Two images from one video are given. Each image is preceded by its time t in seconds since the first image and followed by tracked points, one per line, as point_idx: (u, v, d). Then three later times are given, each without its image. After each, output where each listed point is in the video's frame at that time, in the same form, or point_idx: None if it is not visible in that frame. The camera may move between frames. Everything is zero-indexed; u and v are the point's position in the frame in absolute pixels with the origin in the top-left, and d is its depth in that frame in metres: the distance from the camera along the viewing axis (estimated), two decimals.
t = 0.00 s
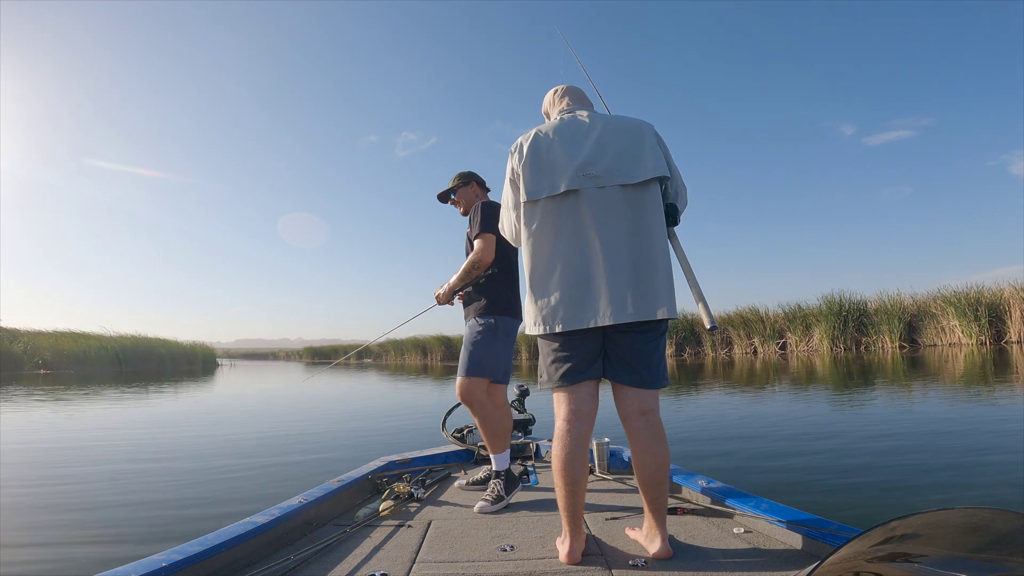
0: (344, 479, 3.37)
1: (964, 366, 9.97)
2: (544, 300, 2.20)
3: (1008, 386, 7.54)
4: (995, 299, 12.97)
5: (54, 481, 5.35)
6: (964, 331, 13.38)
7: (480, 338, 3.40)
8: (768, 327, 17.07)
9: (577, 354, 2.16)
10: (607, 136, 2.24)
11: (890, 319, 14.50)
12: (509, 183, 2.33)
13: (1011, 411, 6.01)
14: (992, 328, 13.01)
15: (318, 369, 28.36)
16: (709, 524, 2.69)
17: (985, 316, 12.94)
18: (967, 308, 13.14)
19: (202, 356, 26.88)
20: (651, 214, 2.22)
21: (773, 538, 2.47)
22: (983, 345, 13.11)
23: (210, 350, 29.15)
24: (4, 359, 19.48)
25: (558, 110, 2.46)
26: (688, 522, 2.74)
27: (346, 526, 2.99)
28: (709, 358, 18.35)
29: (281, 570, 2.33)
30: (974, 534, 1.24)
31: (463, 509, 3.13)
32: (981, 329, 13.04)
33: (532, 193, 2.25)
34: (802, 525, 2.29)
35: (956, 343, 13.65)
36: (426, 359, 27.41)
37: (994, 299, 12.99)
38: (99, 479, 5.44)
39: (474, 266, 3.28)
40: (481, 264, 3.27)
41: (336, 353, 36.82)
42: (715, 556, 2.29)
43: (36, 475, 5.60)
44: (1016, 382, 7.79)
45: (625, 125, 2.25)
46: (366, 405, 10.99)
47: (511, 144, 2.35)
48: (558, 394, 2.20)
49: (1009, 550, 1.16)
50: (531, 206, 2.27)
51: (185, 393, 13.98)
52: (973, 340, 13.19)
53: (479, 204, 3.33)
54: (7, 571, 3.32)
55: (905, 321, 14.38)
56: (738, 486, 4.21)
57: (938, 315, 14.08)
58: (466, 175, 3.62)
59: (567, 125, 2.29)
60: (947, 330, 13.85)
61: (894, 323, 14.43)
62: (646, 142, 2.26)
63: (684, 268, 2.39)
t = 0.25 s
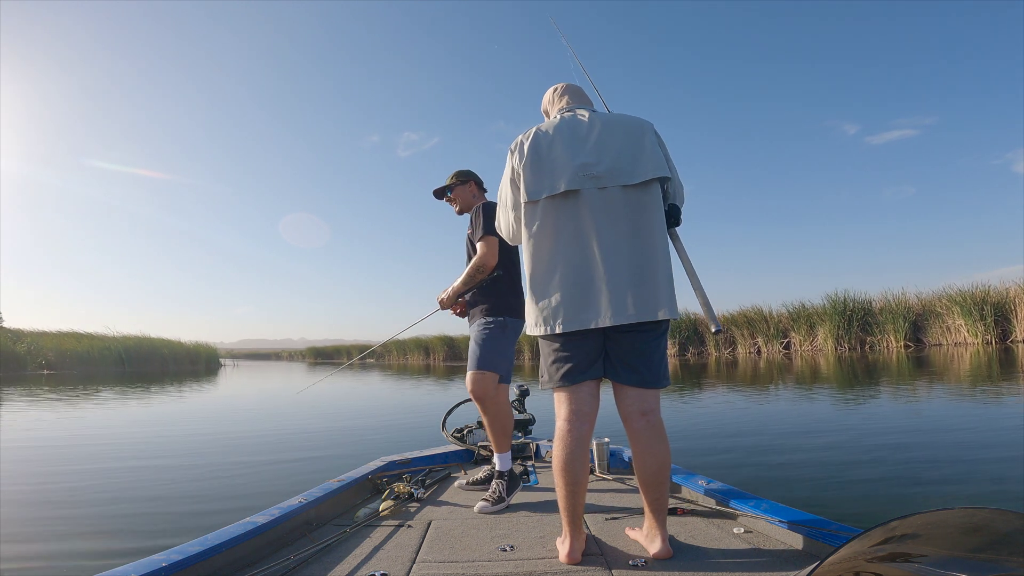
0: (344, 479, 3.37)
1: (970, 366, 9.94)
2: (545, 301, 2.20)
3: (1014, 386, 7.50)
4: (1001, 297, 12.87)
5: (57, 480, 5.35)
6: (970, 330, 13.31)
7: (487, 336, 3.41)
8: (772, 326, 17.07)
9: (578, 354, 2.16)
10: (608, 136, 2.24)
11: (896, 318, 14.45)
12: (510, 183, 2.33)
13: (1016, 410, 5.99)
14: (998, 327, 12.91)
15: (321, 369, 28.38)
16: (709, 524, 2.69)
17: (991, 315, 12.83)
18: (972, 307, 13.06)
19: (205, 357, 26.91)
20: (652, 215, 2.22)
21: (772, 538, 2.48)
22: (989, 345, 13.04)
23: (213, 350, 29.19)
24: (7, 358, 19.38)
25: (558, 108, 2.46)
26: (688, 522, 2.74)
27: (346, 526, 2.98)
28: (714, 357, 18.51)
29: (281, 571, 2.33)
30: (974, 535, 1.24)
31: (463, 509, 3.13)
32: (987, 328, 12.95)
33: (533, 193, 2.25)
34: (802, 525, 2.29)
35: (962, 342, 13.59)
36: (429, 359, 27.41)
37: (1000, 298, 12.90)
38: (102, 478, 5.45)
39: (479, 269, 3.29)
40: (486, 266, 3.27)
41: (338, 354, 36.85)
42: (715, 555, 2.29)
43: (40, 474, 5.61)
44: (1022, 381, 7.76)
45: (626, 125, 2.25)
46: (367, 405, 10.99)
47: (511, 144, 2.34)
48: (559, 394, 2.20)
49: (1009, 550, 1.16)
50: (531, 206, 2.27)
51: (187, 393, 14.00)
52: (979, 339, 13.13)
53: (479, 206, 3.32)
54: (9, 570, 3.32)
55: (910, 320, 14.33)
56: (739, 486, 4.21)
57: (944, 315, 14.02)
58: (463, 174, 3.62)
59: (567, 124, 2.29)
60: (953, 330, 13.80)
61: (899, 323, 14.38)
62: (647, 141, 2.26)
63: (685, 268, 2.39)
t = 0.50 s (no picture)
0: (344, 479, 3.37)
1: (976, 366, 9.89)
2: (545, 301, 2.20)
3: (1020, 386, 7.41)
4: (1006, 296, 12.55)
5: (60, 479, 5.37)
6: (976, 329, 13.09)
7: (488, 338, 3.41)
8: (775, 326, 17.09)
9: (578, 354, 2.16)
10: (609, 136, 2.24)
11: (900, 317, 14.36)
12: (511, 183, 2.33)
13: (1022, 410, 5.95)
14: (1003, 326, 12.62)
15: (324, 369, 28.42)
16: (709, 524, 2.69)
17: (996, 315, 12.54)
18: (977, 307, 12.84)
19: (209, 357, 26.97)
20: (654, 215, 2.22)
21: (773, 538, 2.47)
22: (994, 344, 12.72)
23: (217, 350, 29.25)
24: (11, 358, 19.49)
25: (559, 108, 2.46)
26: (688, 522, 2.74)
27: (346, 526, 2.98)
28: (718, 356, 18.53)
29: (281, 571, 2.33)
30: (974, 534, 1.24)
31: (463, 509, 3.13)
32: (992, 327, 12.68)
33: (534, 193, 2.24)
34: (802, 525, 2.29)
35: (967, 342, 13.43)
36: (431, 359, 27.39)
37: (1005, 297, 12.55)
38: (105, 477, 5.47)
39: (479, 270, 3.28)
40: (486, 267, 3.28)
41: (341, 354, 36.90)
42: (715, 555, 2.29)
43: (45, 472, 5.64)
44: None
45: (628, 124, 2.25)
46: (369, 404, 11.00)
47: (512, 143, 2.34)
48: (559, 394, 2.20)
49: (1010, 550, 1.15)
50: (532, 205, 2.26)
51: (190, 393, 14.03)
52: (984, 339, 12.88)
53: (478, 207, 3.32)
54: (11, 568, 3.34)
55: (915, 320, 14.24)
56: (740, 486, 4.21)
57: (948, 314, 13.88)
58: (461, 174, 3.62)
59: (568, 124, 2.29)
60: (958, 329, 13.67)
61: (904, 322, 14.30)
62: (648, 142, 2.26)
63: (686, 268, 2.39)
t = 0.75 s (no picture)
0: (344, 479, 3.37)
1: (981, 366, 9.84)
2: (545, 299, 2.20)
3: None
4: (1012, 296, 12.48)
5: (63, 478, 5.39)
6: (981, 329, 13.00)
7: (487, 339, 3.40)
8: (779, 326, 17.11)
9: (578, 354, 2.16)
10: (611, 135, 2.24)
11: (905, 317, 14.26)
12: (512, 181, 2.33)
13: None
14: (1009, 327, 12.54)
15: (327, 369, 28.49)
16: (709, 524, 2.69)
17: (1002, 315, 12.47)
18: (983, 307, 12.75)
19: (212, 357, 27.07)
20: (654, 215, 2.22)
21: (773, 538, 2.47)
22: (1000, 344, 12.65)
23: (220, 350, 29.35)
24: (15, 358, 19.65)
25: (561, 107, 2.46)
26: (688, 522, 2.74)
27: (346, 526, 2.98)
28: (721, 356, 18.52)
29: (281, 570, 2.33)
30: (974, 534, 1.25)
31: (463, 509, 3.13)
32: (997, 327, 12.61)
33: (535, 191, 2.24)
34: (801, 525, 2.29)
35: (972, 342, 13.36)
36: (434, 359, 27.41)
37: (1010, 297, 12.49)
38: (108, 476, 5.49)
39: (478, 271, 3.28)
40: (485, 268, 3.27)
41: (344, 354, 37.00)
42: (714, 555, 2.29)
43: (48, 471, 5.66)
44: None
45: (630, 125, 2.25)
46: (370, 404, 11.01)
47: (514, 141, 2.34)
48: (559, 394, 2.19)
49: (1009, 549, 1.16)
50: (533, 203, 2.26)
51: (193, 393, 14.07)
52: (989, 339, 12.80)
53: (476, 208, 3.33)
54: (13, 567, 3.35)
55: (920, 320, 14.17)
56: (741, 485, 4.21)
57: (954, 314, 13.80)
58: (460, 176, 3.62)
59: (570, 123, 2.29)
60: (962, 329, 13.59)
61: (908, 322, 14.20)
62: (650, 142, 2.26)
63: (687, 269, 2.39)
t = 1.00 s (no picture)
0: (344, 479, 3.37)
1: (986, 367, 9.81)
2: (546, 299, 2.20)
3: None
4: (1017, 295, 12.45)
5: (66, 477, 5.41)
6: (985, 329, 12.96)
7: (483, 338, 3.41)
8: (782, 326, 17.13)
9: (579, 354, 2.16)
10: (613, 135, 2.24)
11: (909, 318, 14.18)
12: (513, 180, 2.33)
13: None
14: (1014, 326, 12.51)
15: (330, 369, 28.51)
16: (709, 524, 2.69)
17: (1007, 314, 12.42)
18: (988, 307, 12.70)
19: (215, 357, 27.10)
20: (656, 216, 2.22)
21: (773, 538, 2.47)
22: (1005, 344, 12.60)
23: (223, 350, 29.39)
24: (18, 358, 19.70)
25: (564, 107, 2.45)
26: (688, 522, 2.74)
27: (346, 526, 2.98)
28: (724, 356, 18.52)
29: (281, 570, 2.33)
30: (974, 534, 1.25)
31: (463, 509, 3.13)
32: (1002, 327, 12.57)
33: (536, 190, 2.24)
34: (801, 525, 2.29)
35: (977, 342, 13.32)
36: (436, 359, 27.41)
37: (1015, 297, 12.46)
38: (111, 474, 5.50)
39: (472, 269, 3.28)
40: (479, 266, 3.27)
41: (346, 354, 37.02)
42: (714, 555, 2.29)
43: (52, 470, 5.68)
44: None
45: (632, 125, 2.25)
46: (372, 404, 11.02)
47: (515, 140, 2.34)
48: (560, 394, 2.19)
49: (1009, 549, 1.16)
50: (534, 203, 2.26)
51: (196, 393, 14.09)
52: (994, 338, 12.76)
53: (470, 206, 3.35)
54: (14, 565, 3.35)
55: (924, 319, 14.14)
56: (742, 486, 4.20)
57: (958, 314, 13.76)
58: (463, 181, 3.63)
59: (572, 122, 2.29)
60: (967, 329, 13.54)
61: (912, 322, 14.13)
62: (652, 143, 2.26)
63: (688, 271, 2.39)
